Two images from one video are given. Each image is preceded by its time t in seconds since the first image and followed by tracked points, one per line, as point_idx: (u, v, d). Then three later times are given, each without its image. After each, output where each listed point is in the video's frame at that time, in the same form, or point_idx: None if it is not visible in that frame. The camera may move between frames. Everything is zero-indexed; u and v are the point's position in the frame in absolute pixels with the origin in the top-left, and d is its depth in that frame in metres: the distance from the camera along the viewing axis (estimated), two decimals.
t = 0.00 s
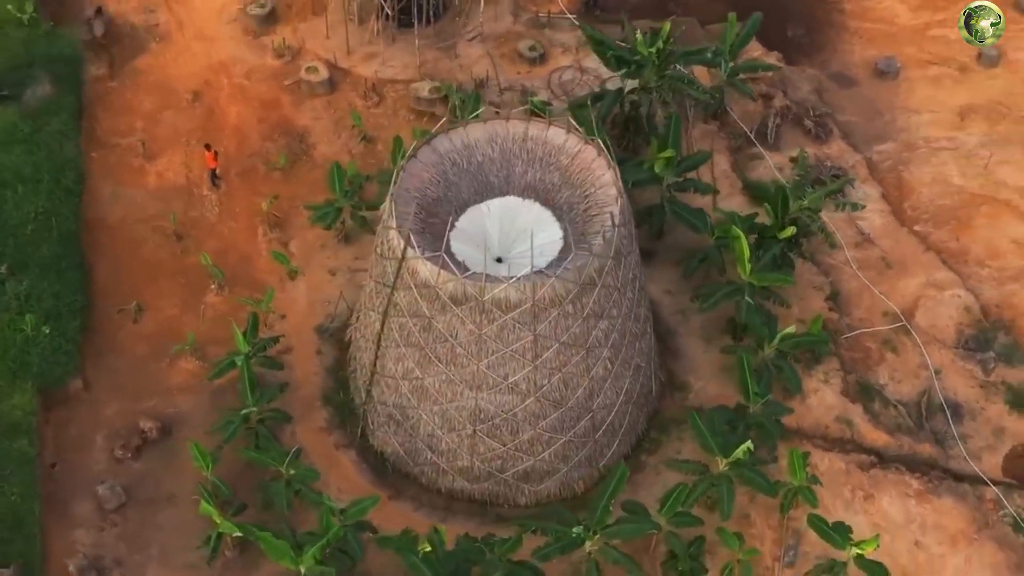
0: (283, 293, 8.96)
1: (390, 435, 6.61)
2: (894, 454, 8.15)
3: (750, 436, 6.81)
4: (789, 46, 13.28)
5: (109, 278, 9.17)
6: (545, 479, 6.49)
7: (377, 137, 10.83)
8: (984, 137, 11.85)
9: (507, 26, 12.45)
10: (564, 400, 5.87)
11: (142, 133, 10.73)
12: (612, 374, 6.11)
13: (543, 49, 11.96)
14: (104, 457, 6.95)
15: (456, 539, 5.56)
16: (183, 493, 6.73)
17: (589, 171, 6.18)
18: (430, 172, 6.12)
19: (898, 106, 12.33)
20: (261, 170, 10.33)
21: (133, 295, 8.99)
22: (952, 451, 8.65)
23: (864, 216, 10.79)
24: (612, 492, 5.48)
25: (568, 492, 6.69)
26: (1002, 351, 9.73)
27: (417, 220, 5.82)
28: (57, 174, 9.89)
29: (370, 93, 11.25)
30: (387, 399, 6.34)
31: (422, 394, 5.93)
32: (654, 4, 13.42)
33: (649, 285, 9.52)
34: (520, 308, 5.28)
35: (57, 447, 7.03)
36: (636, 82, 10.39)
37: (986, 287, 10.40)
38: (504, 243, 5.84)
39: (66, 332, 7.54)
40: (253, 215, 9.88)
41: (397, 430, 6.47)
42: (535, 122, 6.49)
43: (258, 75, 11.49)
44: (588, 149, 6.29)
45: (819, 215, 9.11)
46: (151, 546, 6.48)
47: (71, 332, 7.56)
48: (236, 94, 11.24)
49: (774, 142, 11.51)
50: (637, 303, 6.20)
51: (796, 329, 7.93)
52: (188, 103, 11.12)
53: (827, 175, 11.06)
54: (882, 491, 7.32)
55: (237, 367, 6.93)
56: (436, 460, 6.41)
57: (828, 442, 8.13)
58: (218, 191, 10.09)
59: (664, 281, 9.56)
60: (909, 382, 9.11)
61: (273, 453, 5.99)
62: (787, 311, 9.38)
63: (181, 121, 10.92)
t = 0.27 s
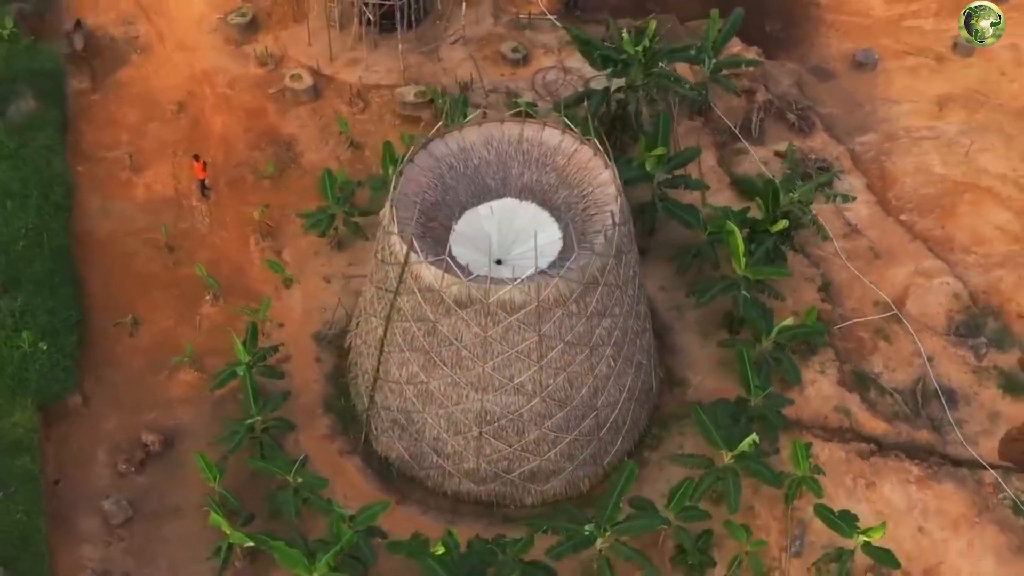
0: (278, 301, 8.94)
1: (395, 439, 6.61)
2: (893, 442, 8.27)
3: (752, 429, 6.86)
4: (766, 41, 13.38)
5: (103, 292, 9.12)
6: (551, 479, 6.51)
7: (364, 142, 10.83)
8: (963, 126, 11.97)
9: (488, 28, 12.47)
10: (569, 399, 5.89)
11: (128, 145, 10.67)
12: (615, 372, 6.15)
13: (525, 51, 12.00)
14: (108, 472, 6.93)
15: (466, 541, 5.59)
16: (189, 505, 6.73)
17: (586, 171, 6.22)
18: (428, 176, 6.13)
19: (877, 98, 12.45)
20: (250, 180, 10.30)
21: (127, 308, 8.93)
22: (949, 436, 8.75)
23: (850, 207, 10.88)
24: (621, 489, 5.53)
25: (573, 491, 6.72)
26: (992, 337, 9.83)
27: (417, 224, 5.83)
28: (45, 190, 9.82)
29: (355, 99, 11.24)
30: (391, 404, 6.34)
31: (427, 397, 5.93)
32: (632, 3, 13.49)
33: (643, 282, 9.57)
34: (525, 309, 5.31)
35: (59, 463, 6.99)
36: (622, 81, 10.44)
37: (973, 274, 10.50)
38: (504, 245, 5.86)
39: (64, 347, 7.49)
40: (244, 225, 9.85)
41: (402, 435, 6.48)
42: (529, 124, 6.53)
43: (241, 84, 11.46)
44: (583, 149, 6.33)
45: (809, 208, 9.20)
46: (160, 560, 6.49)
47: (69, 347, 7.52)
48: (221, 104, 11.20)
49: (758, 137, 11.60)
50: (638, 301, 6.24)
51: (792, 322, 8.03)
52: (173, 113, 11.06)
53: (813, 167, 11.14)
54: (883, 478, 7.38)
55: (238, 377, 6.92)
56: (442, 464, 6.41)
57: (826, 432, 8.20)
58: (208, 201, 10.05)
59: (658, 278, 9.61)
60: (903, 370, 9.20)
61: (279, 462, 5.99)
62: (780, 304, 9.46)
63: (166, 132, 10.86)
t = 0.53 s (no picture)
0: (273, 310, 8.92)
1: (400, 444, 6.61)
2: (892, 429, 8.40)
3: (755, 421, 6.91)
4: (744, 35, 13.45)
5: (97, 306, 9.07)
6: (558, 478, 6.54)
7: (352, 148, 10.82)
8: (943, 115, 12.09)
9: (469, 30, 12.49)
10: (575, 398, 5.92)
11: (115, 158, 10.60)
12: (618, 369, 6.18)
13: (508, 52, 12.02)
14: (112, 487, 6.91)
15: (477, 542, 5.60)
16: (196, 517, 6.73)
17: (583, 170, 6.26)
18: (426, 180, 6.14)
19: (857, 89, 12.54)
20: (239, 189, 10.27)
21: (123, 321, 8.89)
22: (945, 422, 8.85)
23: (837, 198, 10.97)
24: (632, 485, 5.57)
25: (580, 489, 6.75)
26: (983, 322, 9.94)
27: (418, 228, 5.84)
28: (35, 205, 9.74)
29: (341, 105, 11.23)
30: (396, 408, 6.35)
31: (433, 401, 5.94)
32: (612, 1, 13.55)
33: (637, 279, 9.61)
34: (531, 310, 5.33)
35: (63, 479, 6.96)
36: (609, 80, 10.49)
37: (960, 261, 10.61)
38: (504, 247, 5.89)
39: (63, 362, 7.45)
40: (238, 234, 9.81)
41: (408, 439, 6.48)
42: (525, 125, 6.55)
43: (225, 94, 11.41)
44: (580, 148, 6.36)
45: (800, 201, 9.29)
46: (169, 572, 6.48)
47: (68, 362, 7.47)
48: (206, 113, 11.15)
49: (743, 131, 11.66)
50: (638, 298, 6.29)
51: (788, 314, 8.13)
52: (159, 124, 11.00)
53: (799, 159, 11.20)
54: (884, 466, 7.46)
55: (240, 387, 6.90)
56: (448, 466, 6.43)
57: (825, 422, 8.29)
58: (198, 212, 10.00)
59: (652, 274, 9.65)
60: (897, 357, 9.30)
61: (286, 470, 5.98)
62: (774, 297, 9.53)
63: (153, 143, 10.80)
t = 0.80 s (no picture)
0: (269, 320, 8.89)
1: (407, 449, 6.62)
2: (888, 415, 8.54)
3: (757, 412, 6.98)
4: (718, 31, 13.47)
5: (90, 323, 9.00)
6: (565, 476, 6.58)
7: (337, 156, 10.82)
8: (918, 103, 12.24)
9: (447, 34, 12.50)
10: (581, 396, 5.97)
11: (100, 174, 10.52)
12: (622, 366, 6.23)
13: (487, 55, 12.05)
14: (118, 504, 6.89)
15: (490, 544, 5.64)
16: (204, 531, 6.72)
17: (579, 169, 6.30)
18: (424, 185, 6.16)
19: (834, 80, 12.65)
20: (227, 200, 10.22)
21: (118, 337, 8.82)
22: (941, 405, 8.97)
23: (821, 188, 11.06)
24: (642, 480, 5.62)
25: (586, 486, 6.79)
26: (971, 305, 10.07)
27: (419, 234, 5.85)
28: (22, 224, 9.65)
29: (324, 112, 11.22)
30: (402, 414, 6.36)
31: (440, 405, 5.96)
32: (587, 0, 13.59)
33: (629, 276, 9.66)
34: (537, 310, 5.37)
35: (68, 499, 6.92)
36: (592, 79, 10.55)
37: (944, 245, 10.74)
38: (504, 249, 5.92)
39: (62, 381, 7.40)
40: (229, 245, 9.76)
41: (414, 444, 6.49)
42: (519, 127, 6.59)
43: (207, 105, 11.35)
44: (575, 148, 6.41)
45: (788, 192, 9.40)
46: None
47: (66, 381, 7.42)
48: (189, 126, 11.09)
49: (724, 125, 11.72)
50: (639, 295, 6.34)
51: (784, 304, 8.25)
52: (142, 139, 10.92)
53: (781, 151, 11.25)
54: (884, 451, 7.57)
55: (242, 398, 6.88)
56: (456, 469, 6.44)
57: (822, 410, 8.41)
58: (187, 225, 9.95)
59: (644, 271, 9.71)
60: (889, 343, 9.41)
61: (296, 480, 5.97)
62: (766, 288, 9.62)
63: (137, 158, 10.73)
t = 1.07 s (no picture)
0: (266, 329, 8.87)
1: (413, 453, 6.64)
2: (885, 402, 8.73)
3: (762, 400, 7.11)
4: (695, 28, 13.41)
5: (85, 339, 8.95)
6: (571, 475, 6.62)
7: (325, 163, 10.81)
8: (896, 93, 12.34)
9: (428, 38, 12.52)
10: (586, 395, 6.02)
11: (87, 188, 10.45)
12: (625, 363, 6.30)
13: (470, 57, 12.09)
14: (124, 520, 6.88)
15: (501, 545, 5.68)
16: (212, 543, 6.73)
17: (576, 169, 6.36)
18: (422, 190, 6.18)
19: (812, 72, 12.75)
20: (217, 211, 10.19)
21: (115, 352, 8.77)
22: (935, 390, 9.10)
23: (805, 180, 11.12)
24: (651, 476, 5.68)
25: (592, 484, 6.84)
26: (959, 291, 10.20)
27: (420, 238, 5.87)
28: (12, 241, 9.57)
29: (310, 120, 11.21)
30: (407, 419, 6.38)
31: (446, 408, 5.98)
32: None
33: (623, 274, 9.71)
34: (542, 311, 5.41)
35: (73, 517, 6.90)
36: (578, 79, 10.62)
37: (929, 233, 10.89)
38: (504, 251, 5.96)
39: (62, 398, 7.38)
40: (222, 255, 9.73)
41: (420, 448, 6.52)
42: (514, 128, 6.62)
43: (191, 116, 11.30)
44: (571, 148, 6.46)
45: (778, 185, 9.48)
46: None
47: (66, 398, 7.40)
48: (174, 137, 11.04)
49: (708, 121, 11.82)
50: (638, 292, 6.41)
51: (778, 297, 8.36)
52: (127, 152, 10.85)
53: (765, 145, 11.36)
54: (884, 439, 7.68)
55: (244, 409, 6.87)
56: (463, 472, 6.47)
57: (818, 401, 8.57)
58: (177, 237, 9.92)
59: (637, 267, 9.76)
60: (881, 331, 9.51)
61: (303, 488, 5.97)
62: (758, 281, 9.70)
63: (124, 171, 10.67)
